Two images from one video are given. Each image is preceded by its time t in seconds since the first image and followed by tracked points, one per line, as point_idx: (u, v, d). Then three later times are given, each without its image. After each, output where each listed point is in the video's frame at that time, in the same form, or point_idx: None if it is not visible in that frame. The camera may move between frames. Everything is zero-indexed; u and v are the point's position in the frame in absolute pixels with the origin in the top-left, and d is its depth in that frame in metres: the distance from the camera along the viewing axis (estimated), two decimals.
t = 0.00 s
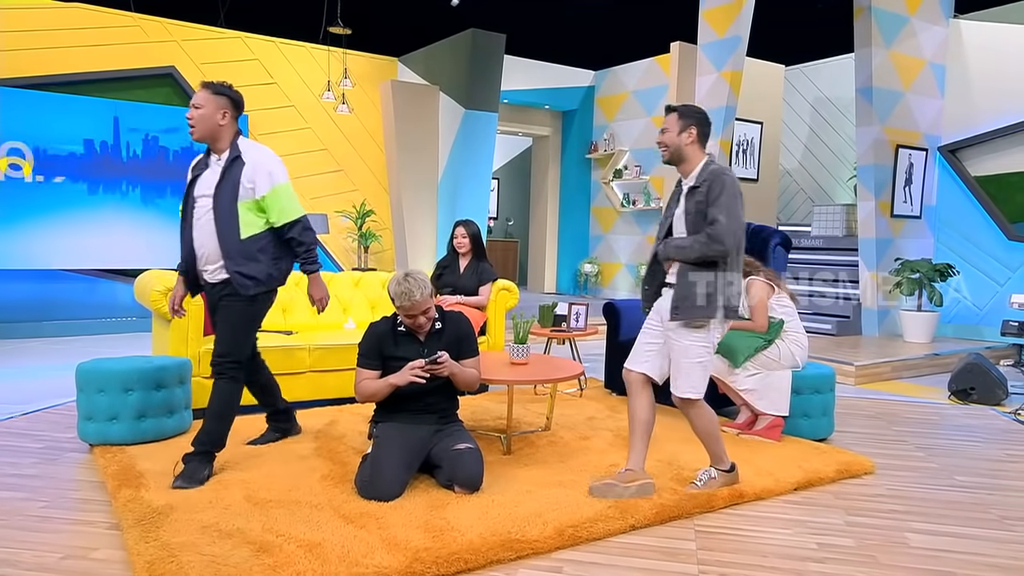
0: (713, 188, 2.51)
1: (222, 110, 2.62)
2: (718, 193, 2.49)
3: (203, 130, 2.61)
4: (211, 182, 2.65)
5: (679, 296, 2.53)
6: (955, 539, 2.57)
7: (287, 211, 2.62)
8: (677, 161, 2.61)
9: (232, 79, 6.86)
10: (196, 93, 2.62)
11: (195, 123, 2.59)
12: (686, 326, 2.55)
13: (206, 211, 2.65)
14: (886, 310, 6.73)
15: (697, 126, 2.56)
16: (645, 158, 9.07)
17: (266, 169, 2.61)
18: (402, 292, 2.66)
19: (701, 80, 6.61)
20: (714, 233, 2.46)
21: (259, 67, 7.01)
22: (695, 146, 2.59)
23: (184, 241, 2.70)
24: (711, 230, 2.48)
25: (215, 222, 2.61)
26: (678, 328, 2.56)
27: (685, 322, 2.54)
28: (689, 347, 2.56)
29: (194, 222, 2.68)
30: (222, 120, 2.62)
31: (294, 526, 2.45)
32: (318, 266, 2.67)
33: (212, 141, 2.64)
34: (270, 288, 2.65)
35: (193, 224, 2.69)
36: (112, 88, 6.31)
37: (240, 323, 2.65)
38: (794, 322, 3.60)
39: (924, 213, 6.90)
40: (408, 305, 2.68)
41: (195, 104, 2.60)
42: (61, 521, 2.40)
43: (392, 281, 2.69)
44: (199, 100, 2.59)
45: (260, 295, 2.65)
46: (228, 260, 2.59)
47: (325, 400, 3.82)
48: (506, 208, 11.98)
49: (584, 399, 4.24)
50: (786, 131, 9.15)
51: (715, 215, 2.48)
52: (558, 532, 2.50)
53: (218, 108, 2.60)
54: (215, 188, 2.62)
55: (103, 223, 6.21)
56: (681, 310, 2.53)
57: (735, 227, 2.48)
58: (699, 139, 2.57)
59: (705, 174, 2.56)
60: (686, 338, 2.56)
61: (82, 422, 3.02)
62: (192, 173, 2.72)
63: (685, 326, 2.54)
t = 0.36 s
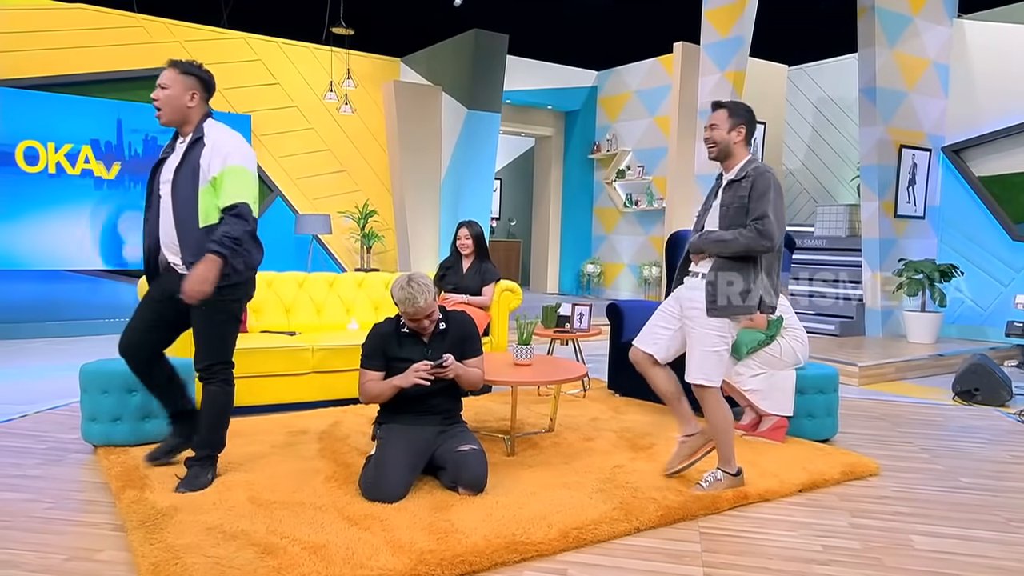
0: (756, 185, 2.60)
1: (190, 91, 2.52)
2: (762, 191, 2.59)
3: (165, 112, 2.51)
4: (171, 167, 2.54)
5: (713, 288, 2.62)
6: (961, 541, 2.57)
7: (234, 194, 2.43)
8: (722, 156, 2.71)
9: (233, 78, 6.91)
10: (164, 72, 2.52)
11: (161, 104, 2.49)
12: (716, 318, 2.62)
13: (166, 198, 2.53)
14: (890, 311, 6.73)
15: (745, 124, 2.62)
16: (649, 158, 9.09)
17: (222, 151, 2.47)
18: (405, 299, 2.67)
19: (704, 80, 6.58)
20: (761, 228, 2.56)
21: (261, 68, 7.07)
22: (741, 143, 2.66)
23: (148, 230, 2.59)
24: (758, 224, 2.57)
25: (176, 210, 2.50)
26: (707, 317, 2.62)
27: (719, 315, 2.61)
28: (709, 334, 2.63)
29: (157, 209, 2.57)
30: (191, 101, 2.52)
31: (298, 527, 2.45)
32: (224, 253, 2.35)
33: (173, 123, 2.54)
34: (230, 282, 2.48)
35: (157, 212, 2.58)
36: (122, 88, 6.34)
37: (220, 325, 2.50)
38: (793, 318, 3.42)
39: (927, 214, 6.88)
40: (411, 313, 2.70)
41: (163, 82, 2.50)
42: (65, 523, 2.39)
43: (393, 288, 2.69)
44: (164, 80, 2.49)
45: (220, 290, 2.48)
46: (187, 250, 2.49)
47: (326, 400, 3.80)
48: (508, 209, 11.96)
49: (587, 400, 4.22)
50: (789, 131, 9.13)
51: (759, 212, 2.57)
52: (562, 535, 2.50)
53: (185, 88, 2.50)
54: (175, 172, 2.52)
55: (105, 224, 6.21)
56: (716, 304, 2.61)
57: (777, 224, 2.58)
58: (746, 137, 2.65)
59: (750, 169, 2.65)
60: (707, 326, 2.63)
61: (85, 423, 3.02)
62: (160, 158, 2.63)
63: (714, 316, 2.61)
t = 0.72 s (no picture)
0: (767, 195, 2.68)
1: (160, 92, 2.51)
2: (771, 200, 2.67)
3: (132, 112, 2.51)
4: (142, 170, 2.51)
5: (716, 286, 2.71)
6: (958, 538, 2.63)
7: (206, 201, 2.41)
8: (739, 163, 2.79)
9: (246, 85, 6.98)
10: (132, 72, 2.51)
11: (130, 106, 2.49)
12: (721, 315, 2.70)
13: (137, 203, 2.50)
14: (886, 311, 6.81)
15: (765, 138, 2.71)
16: (650, 161, 9.20)
17: (198, 156, 2.45)
18: (413, 299, 2.73)
19: (704, 85, 6.69)
20: (766, 235, 2.63)
21: (272, 74, 7.12)
22: (760, 155, 2.74)
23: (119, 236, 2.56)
24: (764, 231, 2.65)
25: (148, 215, 2.47)
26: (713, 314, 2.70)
27: (723, 313, 2.69)
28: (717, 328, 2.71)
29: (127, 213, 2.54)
30: (161, 102, 2.51)
31: (309, 524, 2.50)
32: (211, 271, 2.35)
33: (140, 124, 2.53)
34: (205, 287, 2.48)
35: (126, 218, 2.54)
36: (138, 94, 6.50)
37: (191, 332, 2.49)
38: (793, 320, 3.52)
39: (922, 216, 6.98)
40: (418, 313, 2.75)
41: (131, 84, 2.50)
42: (83, 518, 2.43)
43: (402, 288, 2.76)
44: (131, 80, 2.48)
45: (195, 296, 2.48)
46: (160, 255, 2.46)
47: (335, 399, 3.85)
48: (512, 211, 12.05)
49: (591, 398, 4.28)
50: (787, 136, 9.24)
51: (766, 220, 2.65)
52: (568, 531, 2.55)
53: (154, 90, 2.49)
54: (147, 176, 2.49)
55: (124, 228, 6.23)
56: (719, 301, 2.69)
57: (783, 233, 2.66)
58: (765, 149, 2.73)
59: (762, 178, 2.73)
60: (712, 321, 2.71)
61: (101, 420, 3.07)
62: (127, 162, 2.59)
63: (717, 313, 2.70)
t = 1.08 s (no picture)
0: (766, 199, 2.77)
1: (116, 92, 2.45)
2: (767, 203, 2.76)
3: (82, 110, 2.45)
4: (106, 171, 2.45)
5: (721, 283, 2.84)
6: (952, 532, 2.72)
7: (195, 205, 2.45)
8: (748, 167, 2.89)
9: (263, 93, 7.16)
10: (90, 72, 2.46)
11: (84, 105, 2.42)
12: (724, 310, 2.83)
13: (99, 204, 2.44)
14: (880, 311, 6.93)
15: (773, 141, 2.80)
16: (651, 165, 9.33)
17: (172, 159, 2.45)
18: (421, 299, 2.79)
19: (702, 92, 6.81)
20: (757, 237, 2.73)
21: (286, 83, 7.28)
22: (768, 157, 2.83)
23: (71, 237, 2.48)
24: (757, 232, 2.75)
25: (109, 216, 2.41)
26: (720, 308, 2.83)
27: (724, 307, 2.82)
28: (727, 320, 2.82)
29: (82, 214, 2.47)
30: (116, 102, 2.45)
31: (325, 519, 2.57)
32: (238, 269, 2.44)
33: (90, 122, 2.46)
34: (171, 289, 2.46)
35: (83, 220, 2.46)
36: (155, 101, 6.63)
37: (150, 334, 2.44)
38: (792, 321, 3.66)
39: (915, 219, 7.12)
40: (427, 313, 2.81)
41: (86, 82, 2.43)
42: (107, 512, 2.48)
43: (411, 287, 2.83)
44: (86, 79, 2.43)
45: (160, 297, 2.45)
46: (123, 256, 2.39)
47: (346, 397, 3.92)
48: (517, 213, 12.13)
49: (595, 396, 4.36)
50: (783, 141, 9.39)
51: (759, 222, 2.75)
52: (574, 526, 2.63)
53: (110, 89, 2.43)
54: (113, 176, 2.43)
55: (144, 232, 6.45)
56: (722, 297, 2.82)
57: (776, 235, 2.73)
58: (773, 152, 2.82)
59: (765, 183, 2.82)
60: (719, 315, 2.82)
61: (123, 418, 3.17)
62: (83, 162, 2.51)
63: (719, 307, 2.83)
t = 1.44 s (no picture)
0: (801, 202, 2.85)
1: (112, 98, 2.40)
2: (805, 207, 2.84)
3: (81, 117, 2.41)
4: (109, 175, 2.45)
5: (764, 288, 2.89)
6: (951, 528, 2.78)
7: (193, 207, 2.44)
8: (762, 174, 2.95)
9: (278, 101, 7.33)
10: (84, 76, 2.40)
11: (82, 113, 2.37)
12: (765, 314, 2.89)
13: (104, 208, 2.44)
14: (876, 311, 7.05)
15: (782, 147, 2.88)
16: (654, 170, 9.46)
17: (172, 159, 2.44)
18: (433, 301, 2.83)
19: (704, 99, 6.93)
20: (805, 241, 2.82)
21: (300, 91, 7.46)
22: (779, 163, 2.92)
23: (76, 242, 2.48)
24: (801, 238, 2.84)
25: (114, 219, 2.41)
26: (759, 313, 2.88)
27: (766, 311, 2.88)
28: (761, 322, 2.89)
29: (85, 219, 2.47)
30: (114, 108, 2.41)
31: (341, 515, 2.62)
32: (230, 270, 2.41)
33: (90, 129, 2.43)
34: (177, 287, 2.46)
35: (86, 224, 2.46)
36: (170, 110, 6.81)
37: (160, 332, 2.44)
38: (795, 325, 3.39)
39: (910, 223, 7.25)
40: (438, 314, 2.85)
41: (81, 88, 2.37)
42: (130, 507, 2.53)
43: (425, 289, 2.87)
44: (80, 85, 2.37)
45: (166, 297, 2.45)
46: (130, 257, 2.39)
47: (359, 396, 3.98)
48: (523, 216, 12.24)
49: (600, 395, 4.44)
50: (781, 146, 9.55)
51: (803, 227, 2.83)
52: (583, 523, 2.69)
53: (106, 95, 2.38)
54: (114, 179, 2.43)
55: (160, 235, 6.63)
56: (767, 302, 2.88)
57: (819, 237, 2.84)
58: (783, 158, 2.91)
59: (790, 187, 2.90)
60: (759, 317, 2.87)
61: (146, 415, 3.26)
62: (82, 168, 2.51)
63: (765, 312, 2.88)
